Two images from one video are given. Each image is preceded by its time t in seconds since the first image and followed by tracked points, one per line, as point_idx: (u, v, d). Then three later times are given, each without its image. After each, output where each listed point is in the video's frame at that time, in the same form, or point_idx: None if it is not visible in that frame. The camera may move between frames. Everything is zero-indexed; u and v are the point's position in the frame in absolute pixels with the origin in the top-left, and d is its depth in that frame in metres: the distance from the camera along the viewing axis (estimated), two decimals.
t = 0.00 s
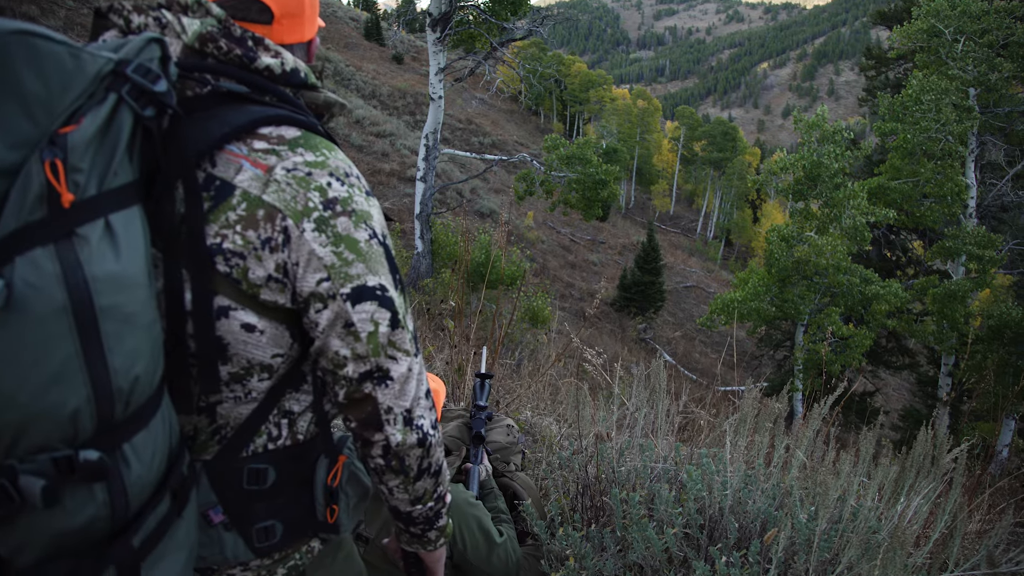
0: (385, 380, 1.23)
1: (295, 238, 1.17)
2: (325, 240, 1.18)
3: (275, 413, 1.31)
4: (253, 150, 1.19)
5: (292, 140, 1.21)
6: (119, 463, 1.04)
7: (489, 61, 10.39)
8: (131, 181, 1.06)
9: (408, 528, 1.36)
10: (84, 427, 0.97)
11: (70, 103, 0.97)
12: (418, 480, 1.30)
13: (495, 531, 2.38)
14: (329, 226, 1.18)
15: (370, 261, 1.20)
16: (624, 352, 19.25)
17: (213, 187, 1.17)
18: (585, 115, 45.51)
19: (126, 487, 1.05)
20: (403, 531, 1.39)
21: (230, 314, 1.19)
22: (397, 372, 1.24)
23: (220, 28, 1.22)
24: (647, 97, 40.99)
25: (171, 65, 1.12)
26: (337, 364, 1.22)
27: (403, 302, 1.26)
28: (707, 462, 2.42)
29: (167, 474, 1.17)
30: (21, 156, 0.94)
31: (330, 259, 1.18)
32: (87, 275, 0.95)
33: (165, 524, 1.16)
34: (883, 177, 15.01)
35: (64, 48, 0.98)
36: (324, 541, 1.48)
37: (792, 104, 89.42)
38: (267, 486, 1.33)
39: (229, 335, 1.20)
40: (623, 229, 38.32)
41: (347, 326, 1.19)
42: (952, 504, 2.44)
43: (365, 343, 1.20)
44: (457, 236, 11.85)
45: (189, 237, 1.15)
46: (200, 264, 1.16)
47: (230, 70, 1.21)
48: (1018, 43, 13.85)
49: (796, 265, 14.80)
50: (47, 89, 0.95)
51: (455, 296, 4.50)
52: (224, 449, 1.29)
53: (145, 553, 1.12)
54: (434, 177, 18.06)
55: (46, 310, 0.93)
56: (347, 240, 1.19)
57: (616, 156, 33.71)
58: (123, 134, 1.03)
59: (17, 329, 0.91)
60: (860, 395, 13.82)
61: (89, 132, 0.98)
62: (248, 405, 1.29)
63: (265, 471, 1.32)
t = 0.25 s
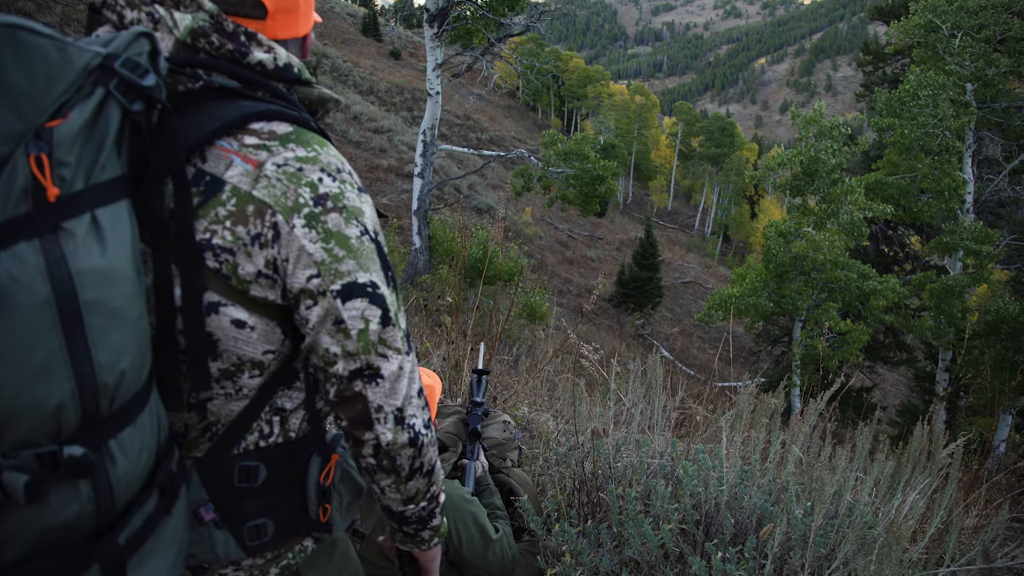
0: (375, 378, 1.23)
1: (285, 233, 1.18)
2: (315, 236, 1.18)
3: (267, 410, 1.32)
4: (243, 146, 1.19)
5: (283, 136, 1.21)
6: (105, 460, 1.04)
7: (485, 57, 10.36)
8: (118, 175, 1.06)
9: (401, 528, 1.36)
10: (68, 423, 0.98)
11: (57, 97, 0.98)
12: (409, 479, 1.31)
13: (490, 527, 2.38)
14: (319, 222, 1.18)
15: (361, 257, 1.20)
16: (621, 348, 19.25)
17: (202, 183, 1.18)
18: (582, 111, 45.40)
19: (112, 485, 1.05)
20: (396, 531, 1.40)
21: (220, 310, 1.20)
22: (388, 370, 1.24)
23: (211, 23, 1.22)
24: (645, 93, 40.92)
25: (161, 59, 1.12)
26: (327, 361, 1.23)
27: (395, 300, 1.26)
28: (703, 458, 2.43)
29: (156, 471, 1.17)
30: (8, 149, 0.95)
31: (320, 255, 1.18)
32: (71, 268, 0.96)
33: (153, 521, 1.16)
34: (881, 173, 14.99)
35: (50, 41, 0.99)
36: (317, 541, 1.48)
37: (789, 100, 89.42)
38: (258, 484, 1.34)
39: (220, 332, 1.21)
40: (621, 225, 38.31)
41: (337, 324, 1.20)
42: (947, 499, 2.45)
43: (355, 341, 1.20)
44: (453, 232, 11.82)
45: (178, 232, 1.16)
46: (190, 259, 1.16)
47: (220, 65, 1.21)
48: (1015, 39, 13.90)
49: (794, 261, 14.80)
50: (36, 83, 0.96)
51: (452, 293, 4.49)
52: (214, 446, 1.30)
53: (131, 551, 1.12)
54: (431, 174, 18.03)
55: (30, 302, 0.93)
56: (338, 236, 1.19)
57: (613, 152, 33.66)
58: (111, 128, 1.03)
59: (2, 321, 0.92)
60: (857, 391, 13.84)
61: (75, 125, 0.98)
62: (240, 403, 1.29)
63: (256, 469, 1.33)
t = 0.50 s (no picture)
0: (373, 374, 1.22)
1: (281, 220, 1.18)
2: (311, 222, 1.18)
3: (270, 402, 1.33)
4: (240, 133, 1.20)
5: (279, 123, 1.22)
6: (105, 451, 1.05)
7: (482, 52, 10.35)
8: (112, 163, 1.08)
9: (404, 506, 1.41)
10: (68, 413, 0.99)
11: (48, 84, 1.00)
12: (410, 460, 1.34)
13: (487, 519, 2.45)
14: (315, 208, 1.18)
15: (358, 245, 1.19)
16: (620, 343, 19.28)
17: (199, 170, 1.19)
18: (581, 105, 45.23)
19: (114, 477, 1.07)
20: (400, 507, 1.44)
21: (219, 299, 1.22)
22: (387, 365, 1.23)
23: (205, 12, 1.23)
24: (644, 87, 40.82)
25: (153, 47, 1.14)
26: (322, 353, 1.22)
27: (395, 288, 1.25)
28: (699, 450, 2.45)
29: (158, 464, 1.20)
30: None
31: (316, 241, 1.18)
32: (66, 255, 0.97)
33: (157, 514, 1.19)
34: (879, 168, 14.95)
35: (40, 26, 1.01)
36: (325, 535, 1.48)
37: (787, 94, 89.27)
38: (264, 477, 1.35)
39: (219, 321, 1.22)
40: (620, 219, 38.30)
41: (331, 313, 1.19)
42: (942, 490, 2.46)
43: (349, 331, 1.19)
44: (450, 228, 11.82)
45: (176, 221, 1.18)
46: (189, 250, 1.19)
47: (214, 53, 1.22)
48: (1014, 33, 13.83)
49: (792, 256, 14.82)
50: (25, 69, 0.99)
51: (449, 288, 4.52)
52: (218, 439, 1.31)
53: (136, 542, 1.15)
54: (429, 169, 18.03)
55: (25, 290, 0.95)
56: (334, 223, 1.19)
57: (612, 146, 33.62)
58: (105, 114, 1.05)
59: None
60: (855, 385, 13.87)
61: (67, 112, 1.00)
62: (242, 394, 1.30)
63: (260, 462, 1.34)
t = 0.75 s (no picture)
0: (420, 334, 1.30)
1: (306, 188, 1.21)
2: (338, 190, 1.22)
3: (289, 376, 1.37)
4: (255, 101, 1.23)
5: (294, 91, 1.25)
6: (127, 423, 1.09)
7: (491, 32, 10.27)
8: (125, 128, 1.10)
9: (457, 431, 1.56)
10: (88, 381, 1.04)
11: (56, 46, 1.04)
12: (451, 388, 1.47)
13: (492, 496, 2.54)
14: (340, 176, 1.22)
15: (385, 211, 1.24)
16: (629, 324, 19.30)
17: (214, 138, 1.21)
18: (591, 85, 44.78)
19: (136, 450, 1.11)
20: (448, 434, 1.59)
21: (238, 269, 1.25)
22: (431, 322, 1.31)
23: None
24: (655, 67, 40.31)
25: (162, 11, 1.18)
26: (363, 322, 1.28)
27: (424, 250, 1.30)
28: (705, 428, 2.49)
29: (180, 439, 1.22)
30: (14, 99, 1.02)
31: (346, 210, 1.22)
32: (83, 220, 1.01)
33: (180, 492, 1.21)
34: (893, 147, 14.77)
35: None
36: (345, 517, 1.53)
37: (801, 72, 87.90)
38: (285, 454, 1.38)
39: (239, 292, 1.26)
40: (631, 200, 38.11)
41: (370, 282, 1.25)
42: (948, 469, 2.47)
43: (390, 297, 1.26)
44: (457, 209, 11.82)
45: (192, 191, 1.19)
46: (207, 220, 1.21)
47: (224, 22, 1.26)
48: None
49: (803, 236, 14.76)
50: (35, 29, 1.03)
51: (458, 268, 4.56)
52: (239, 414, 1.34)
53: (158, 523, 1.17)
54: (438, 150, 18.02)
55: (43, 255, 0.99)
56: (360, 190, 1.22)
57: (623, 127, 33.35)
58: (116, 78, 1.09)
59: (18, 272, 0.99)
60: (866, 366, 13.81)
61: (78, 73, 1.03)
62: (262, 368, 1.34)
63: (281, 438, 1.37)
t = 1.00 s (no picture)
0: (424, 312, 1.32)
1: (312, 167, 1.21)
2: (344, 169, 1.23)
3: (290, 361, 1.37)
4: (254, 78, 1.22)
5: (293, 68, 1.25)
6: (139, 409, 1.10)
7: (486, 21, 10.21)
8: (126, 104, 1.10)
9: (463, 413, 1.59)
10: (100, 365, 1.03)
11: (56, 17, 1.05)
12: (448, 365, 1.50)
13: (480, 481, 2.57)
14: (345, 154, 1.23)
15: (388, 188, 1.26)
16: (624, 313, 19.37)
17: (215, 115, 1.20)
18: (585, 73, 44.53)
19: (148, 437, 1.11)
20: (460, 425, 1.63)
21: (241, 250, 1.25)
22: (433, 300, 1.33)
23: None
24: (649, 55, 40.13)
25: None
26: (368, 303, 1.30)
27: (425, 229, 1.32)
28: (691, 413, 2.51)
29: (187, 427, 1.22)
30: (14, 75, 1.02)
31: (352, 188, 1.23)
32: (92, 195, 1.01)
33: (189, 481, 1.20)
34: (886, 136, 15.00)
35: None
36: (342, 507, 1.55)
37: (796, 61, 87.75)
38: (287, 442, 1.37)
39: (242, 275, 1.26)
40: (625, 189, 38.08)
41: (377, 260, 1.26)
42: (932, 452, 2.51)
43: (396, 275, 1.28)
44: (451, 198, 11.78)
45: (193, 172, 1.19)
46: (210, 201, 1.20)
47: None
48: None
49: (797, 224, 14.82)
50: None
51: (452, 258, 4.57)
52: (239, 403, 1.33)
53: (172, 508, 1.17)
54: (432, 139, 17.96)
55: (53, 230, 0.99)
56: (364, 168, 1.24)
57: (617, 116, 33.25)
58: (117, 51, 1.09)
59: (25, 250, 0.98)
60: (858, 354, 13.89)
61: (79, 45, 1.04)
62: (263, 353, 1.34)
63: (284, 425, 1.36)
